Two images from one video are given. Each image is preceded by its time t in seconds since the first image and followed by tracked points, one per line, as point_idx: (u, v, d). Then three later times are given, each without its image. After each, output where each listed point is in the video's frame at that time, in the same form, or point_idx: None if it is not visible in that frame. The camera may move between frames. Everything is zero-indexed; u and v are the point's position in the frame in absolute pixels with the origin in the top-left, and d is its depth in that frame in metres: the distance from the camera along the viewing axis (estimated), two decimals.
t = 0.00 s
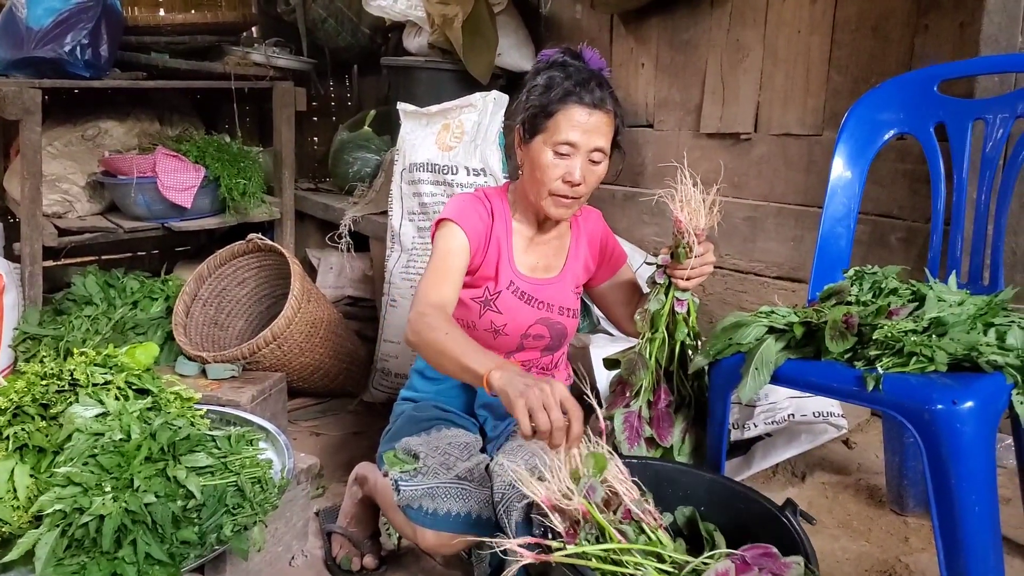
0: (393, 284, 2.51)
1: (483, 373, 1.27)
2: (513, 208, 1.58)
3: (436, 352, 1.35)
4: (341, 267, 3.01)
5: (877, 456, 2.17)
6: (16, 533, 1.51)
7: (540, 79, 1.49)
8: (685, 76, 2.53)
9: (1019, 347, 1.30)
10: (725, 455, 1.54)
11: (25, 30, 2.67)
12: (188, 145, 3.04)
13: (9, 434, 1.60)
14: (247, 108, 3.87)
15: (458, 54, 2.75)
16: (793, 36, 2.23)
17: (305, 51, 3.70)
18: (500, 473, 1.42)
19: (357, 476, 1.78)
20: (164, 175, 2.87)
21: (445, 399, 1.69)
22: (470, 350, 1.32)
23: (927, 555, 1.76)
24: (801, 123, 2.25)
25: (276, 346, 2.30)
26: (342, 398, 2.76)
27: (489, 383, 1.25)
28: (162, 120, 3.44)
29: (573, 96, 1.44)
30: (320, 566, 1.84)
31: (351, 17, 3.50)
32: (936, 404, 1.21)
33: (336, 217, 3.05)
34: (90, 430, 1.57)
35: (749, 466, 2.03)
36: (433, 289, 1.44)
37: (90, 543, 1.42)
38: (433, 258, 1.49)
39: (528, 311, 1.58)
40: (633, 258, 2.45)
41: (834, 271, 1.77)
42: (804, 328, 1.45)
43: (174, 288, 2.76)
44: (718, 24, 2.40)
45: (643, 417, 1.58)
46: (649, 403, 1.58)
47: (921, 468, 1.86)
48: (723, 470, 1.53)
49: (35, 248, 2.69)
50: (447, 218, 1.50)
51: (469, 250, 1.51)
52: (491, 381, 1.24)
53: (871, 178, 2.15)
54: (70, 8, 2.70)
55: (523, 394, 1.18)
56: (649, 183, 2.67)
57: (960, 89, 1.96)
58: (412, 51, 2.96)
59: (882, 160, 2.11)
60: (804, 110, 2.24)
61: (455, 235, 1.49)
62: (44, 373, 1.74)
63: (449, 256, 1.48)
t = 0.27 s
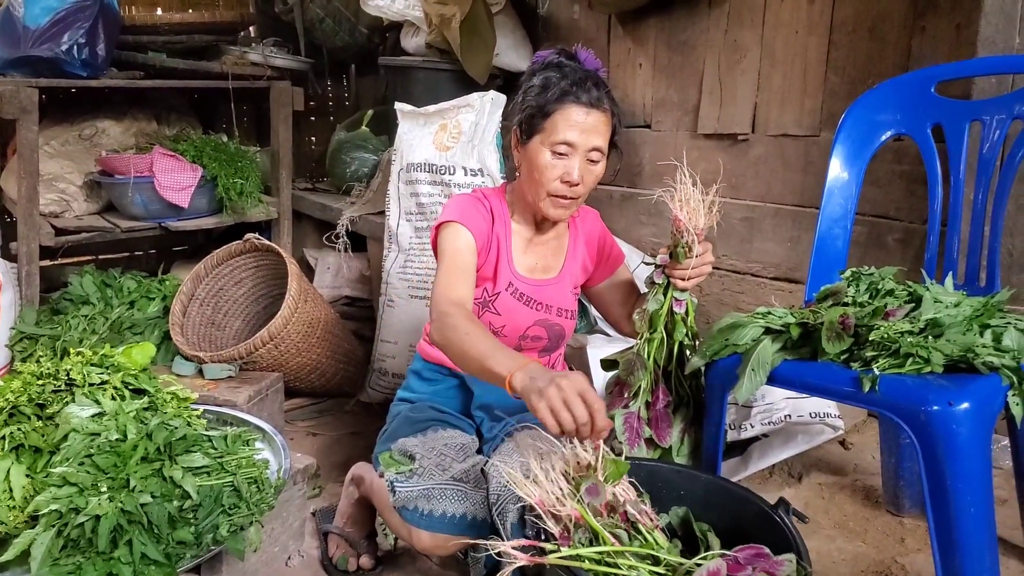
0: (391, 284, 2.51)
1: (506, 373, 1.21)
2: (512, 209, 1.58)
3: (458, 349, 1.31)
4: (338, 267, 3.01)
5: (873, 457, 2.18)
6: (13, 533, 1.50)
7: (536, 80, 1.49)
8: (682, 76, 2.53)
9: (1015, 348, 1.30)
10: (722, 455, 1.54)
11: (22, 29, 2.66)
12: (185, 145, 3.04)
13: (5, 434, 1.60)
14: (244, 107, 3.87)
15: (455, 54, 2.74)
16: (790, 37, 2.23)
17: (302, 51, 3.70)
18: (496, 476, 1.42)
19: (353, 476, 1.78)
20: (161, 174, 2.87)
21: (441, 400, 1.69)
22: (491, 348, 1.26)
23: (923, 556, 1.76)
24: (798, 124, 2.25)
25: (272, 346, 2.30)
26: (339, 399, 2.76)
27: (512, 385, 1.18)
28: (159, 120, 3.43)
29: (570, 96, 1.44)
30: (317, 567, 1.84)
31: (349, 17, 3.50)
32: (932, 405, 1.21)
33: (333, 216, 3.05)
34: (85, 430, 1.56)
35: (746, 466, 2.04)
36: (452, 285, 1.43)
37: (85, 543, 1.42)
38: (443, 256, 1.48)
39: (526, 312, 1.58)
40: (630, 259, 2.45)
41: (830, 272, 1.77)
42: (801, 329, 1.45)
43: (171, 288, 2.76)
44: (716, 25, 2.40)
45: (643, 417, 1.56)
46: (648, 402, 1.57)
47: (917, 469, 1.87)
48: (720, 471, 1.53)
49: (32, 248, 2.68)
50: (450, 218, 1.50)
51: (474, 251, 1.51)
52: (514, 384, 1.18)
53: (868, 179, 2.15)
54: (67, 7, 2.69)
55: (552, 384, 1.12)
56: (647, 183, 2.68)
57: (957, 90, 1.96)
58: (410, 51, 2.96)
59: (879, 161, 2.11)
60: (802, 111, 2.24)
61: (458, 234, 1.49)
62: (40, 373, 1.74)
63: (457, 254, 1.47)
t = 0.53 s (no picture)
0: (386, 282, 2.51)
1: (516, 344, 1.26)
2: (510, 206, 1.58)
3: (463, 321, 1.32)
4: (333, 265, 3.00)
5: (868, 455, 2.18)
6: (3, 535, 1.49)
7: (531, 78, 1.48)
8: (678, 75, 2.53)
9: (1008, 347, 1.30)
10: (717, 454, 1.54)
11: (12, 24, 2.63)
12: (179, 143, 3.03)
13: None
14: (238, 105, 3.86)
15: (451, 51, 2.74)
16: (786, 36, 2.23)
17: (297, 48, 3.68)
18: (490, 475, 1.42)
19: (348, 476, 1.78)
20: (154, 172, 2.85)
21: (436, 399, 1.68)
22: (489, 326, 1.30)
23: (917, 553, 1.77)
24: (794, 122, 2.25)
25: (266, 345, 2.29)
26: (333, 397, 2.76)
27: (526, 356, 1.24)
28: (153, 117, 3.40)
29: (567, 93, 1.44)
30: (311, 566, 1.84)
31: (343, 14, 3.49)
32: (926, 404, 1.21)
33: (328, 215, 3.04)
34: (77, 430, 1.56)
35: (741, 465, 2.05)
36: (443, 266, 1.43)
37: (77, 544, 1.41)
38: (434, 241, 1.48)
39: (523, 310, 1.58)
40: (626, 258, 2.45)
41: (826, 271, 1.77)
42: (796, 328, 1.45)
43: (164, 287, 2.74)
44: (712, 24, 2.40)
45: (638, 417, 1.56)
46: (644, 402, 1.56)
47: (911, 467, 1.87)
48: (715, 470, 1.53)
49: (23, 245, 2.66)
50: (446, 207, 1.50)
51: (468, 241, 1.50)
52: (532, 354, 1.23)
53: (863, 178, 2.15)
54: (58, 2, 2.69)
55: (581, 373, 1.18)
56: (642, 181, 2.68)
57: (953, 90, 1.97)
58: (405, 49, 2.95)
59: (874, 160, 2.12)
60: (797, 110, 2.24)
61: (456, 227, 1.49)
62: (31, 373, 1.73)
63: (450, 242, 1.47)
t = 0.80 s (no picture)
0: (383, 281, 2.51)
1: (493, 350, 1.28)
2: (506, 202, 1.58)
3: (437, 314, 1.35)
4: (330, 264, 3.00)
5: (865, 453, 2.18)
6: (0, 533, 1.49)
7: (522, 74, 1.48)
8: (675, 73, 2.53)
9: (1006, 344, 1.30)
10: (714, 450, 1.54)
11: (8, 23, 2.63)
12: (176, 141, 3.02)
13: None
14: (235, 103, 3.85)
15: (448, 50, 2.73)
16: (783, 34, 2.23)
17: (293, 47, 3.68)
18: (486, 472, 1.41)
19: (346, 474, 1.77)
20: (151, 171, 2.84)
21: (434, 396, 1.67)
22: (473, 323, 1.33)
23: (914, 551, 1.77)
24: (791, 121, 2.25)
25: (263, 344, 2.28)
26: (330, 396, 2.75)
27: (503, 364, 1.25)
28: (149, 116, 3.42)
29: (559, 87, 1.44)
30: (309, 565, 1.84)
31: (340, 13, 3.48)
32: (924, 401, 1.21)
33: (325, 214, 3.04)
34: (75, 428, 1.55)
35: (738, 463, 2.05)
36: (433, 262, 1.43)
37: (75, 542, 1.41)
38: (426, 236, 1.48)
39: (520, 305, 1.58)
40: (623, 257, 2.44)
41: (823, 269, 1.77)
42: (794, 325, 1.44)
43: (161, 285, 2.74)
44: (709, 22, 2.40)
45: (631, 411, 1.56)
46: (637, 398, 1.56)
47: (908, 464, 1.87)
48: (712, 467, 1.53)
49: (20, 244, 2.66)
50: (442, 204, 1.49)
51: (462, 237, 1.50)
52: (506, 364, 1.25)
53: (860, 176, 2.15)
54: (54, 1, 2.67)
55: (547, 380, 1.19)
56: (639, 180, 2.68)
57: (950, 88, 1.97)
58: (402, 48, 2.94)
59: (871, 158, 2.12)
60: (794, 108, 2.24)
61: (450, 222, 1.48)
62: (28, 371, 1.73)
63: (444, 237, 1.47)
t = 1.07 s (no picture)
0: (380, 281, 2.50)
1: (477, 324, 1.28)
2: (495, 199, 1.58)
3: (424, 309, 1.37)
4: (327, 264, 3.00)
5: (861, 452, 2.19)
6: None
7: (505, 72, 1.50)
8: (670, 73, 2.53)
9: (1000, 343, 1.31)
10: (711, 449, 1.54)
11: (4, 24, 2.63)
12: (172, 142, 3.02)
13: None
14: (231, 104, 3.85)
15: (444, 50, 2.73)
16: (778, 34, 2.24)
17: (289, 48, 3.68)
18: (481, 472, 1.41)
19: (342, 475, 1.77)
20: (147, 172, 2.84)
21: (431, 395, 1.67)
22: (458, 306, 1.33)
23: (910, 549, 1.77)
24: (786, 120, 2.25)
25: (260, 345, 2.28)
26: (327, 396, 2.75)
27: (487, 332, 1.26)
28: (145, 117, 3.42)
29: (541, 82, 1.45)
30: (306, 566, 1.84)
31: (336, 13, 3.48)
32: (919, 400, 1.21)
33: (321, 214, 3.04)
34: (70, 430, 1.55)
35: (735, 462, 2.06)
36: (425, 268, 1.45)
37: (70, 545, 1.40)
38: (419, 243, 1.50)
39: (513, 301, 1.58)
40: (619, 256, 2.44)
41: (819, 268, 1.77)
42: (790, 324, 1.44)
43: (157, 287, 2.74)
44: (704, 22, 2.41)
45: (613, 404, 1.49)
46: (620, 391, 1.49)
47: (904, 463, 1.88)
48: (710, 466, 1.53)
49: (16, 246, 2.65)
50: (431, 207, 1.50)
51: (453, 240, 1.51)
52: (487, 328, 1.25)
53: (855, 175, 2.16)
54: (50, 2, 2.67)
55: (513, 320, 1.20)
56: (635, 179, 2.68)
57: (944, 87, 1.98)
58: (398, 48, 2.94)
59: (866, 157, 2.12)
60: (789, 108, 2.24)
61: (439, 222, 1.49)
62: (23, 374, 1.73)
63: (434, 238, 1.48)
